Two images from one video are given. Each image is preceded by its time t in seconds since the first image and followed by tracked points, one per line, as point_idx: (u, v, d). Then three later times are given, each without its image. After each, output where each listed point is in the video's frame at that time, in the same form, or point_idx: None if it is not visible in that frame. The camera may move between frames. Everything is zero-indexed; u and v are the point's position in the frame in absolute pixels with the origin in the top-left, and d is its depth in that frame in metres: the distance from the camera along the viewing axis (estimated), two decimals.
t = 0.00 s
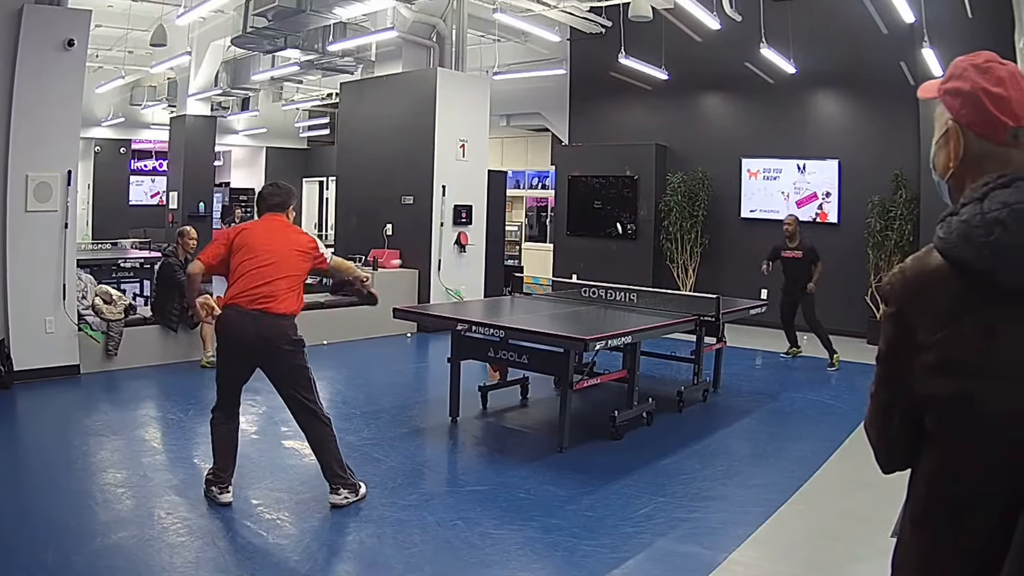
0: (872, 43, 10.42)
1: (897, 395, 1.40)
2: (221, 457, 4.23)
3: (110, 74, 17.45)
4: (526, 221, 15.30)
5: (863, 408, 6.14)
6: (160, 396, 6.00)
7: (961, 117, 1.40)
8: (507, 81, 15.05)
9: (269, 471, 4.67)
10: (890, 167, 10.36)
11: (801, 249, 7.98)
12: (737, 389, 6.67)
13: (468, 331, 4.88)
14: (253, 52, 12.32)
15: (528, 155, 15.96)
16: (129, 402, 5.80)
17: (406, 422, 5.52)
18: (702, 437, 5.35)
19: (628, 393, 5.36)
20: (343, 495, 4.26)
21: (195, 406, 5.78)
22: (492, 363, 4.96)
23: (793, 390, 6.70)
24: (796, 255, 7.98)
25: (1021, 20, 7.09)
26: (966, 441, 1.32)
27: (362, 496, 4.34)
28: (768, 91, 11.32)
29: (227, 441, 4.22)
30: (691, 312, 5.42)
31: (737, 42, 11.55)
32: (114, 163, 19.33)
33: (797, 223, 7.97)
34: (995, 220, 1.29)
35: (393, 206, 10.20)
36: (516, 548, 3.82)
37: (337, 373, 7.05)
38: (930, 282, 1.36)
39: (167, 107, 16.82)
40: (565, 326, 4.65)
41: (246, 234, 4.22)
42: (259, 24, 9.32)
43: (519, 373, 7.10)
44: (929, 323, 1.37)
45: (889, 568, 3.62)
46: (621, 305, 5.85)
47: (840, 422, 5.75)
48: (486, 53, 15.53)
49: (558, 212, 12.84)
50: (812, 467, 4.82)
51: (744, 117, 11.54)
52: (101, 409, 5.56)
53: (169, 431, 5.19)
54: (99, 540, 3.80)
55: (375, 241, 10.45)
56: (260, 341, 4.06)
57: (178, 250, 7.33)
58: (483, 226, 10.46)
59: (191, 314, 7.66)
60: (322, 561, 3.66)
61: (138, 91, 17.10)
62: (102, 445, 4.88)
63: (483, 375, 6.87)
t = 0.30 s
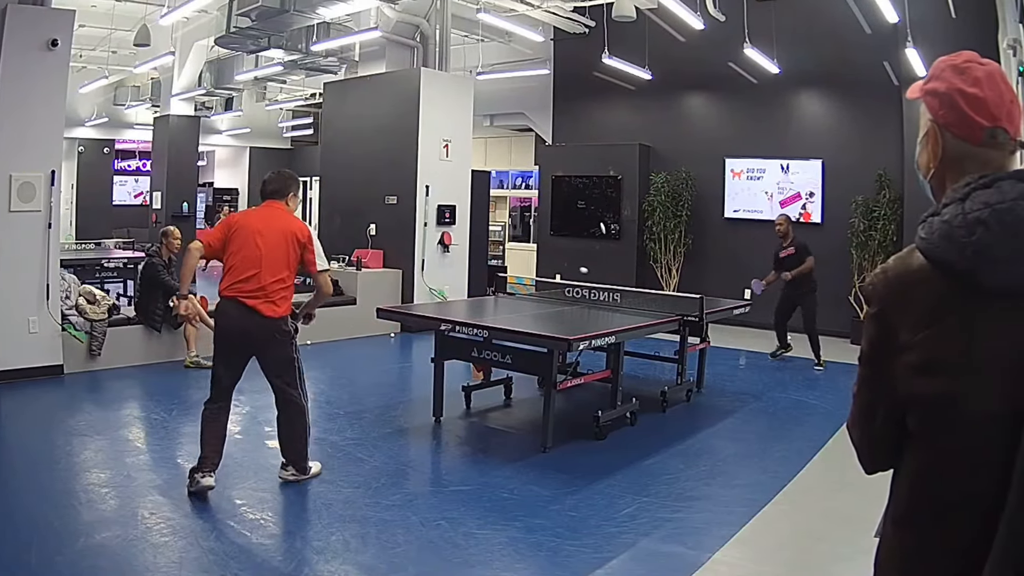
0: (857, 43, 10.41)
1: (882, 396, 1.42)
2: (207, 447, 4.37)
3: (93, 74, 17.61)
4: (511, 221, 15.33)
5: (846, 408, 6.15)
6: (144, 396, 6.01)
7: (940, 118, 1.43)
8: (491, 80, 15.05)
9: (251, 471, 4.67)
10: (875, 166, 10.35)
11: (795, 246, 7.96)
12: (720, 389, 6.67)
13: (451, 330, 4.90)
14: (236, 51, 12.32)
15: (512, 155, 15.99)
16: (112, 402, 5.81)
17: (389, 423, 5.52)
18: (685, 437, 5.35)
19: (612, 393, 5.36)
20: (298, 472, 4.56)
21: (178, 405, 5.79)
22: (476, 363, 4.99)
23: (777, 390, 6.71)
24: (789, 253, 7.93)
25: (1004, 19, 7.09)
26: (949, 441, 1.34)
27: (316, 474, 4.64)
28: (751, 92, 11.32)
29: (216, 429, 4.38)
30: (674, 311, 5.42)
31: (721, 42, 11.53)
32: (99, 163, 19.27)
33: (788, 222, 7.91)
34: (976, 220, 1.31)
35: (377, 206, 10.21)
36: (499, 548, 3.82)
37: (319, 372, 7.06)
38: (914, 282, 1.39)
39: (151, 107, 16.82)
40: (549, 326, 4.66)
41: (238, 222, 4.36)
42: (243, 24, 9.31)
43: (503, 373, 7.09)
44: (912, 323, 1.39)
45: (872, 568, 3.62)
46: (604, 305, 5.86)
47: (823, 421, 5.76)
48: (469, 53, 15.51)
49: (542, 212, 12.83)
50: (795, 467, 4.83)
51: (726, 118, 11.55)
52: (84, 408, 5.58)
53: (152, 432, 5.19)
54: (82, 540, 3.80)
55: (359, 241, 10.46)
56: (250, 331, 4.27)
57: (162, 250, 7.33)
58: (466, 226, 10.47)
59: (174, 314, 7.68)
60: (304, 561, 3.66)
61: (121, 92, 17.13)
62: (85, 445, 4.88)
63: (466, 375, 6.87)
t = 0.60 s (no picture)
0: (867, 33, 10.27)
1: (890, 399, 1.34)
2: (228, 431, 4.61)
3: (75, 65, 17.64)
4: (507, 218, 15.20)
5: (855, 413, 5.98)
6: (126, 400, 5.85)
7: (950, 111, 1.34)
8: (487, 72, 14.87)
9: (236, 480, 4.50)
10: (888, 161, 10.23)
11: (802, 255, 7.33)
12: (725, 393, 6.51)
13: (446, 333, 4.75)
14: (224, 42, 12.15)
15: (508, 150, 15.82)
16: (93, 406, 5.65)
17: (381, 428, 5.36)
18: (686, 443, 5.18)
19: (613, 398, 5.20)
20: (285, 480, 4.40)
21: (161, 410, 5.64)
22: (473, 365, 4.85)
23: (782, 394, 6.54)
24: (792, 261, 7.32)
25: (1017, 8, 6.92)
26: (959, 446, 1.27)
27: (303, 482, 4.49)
28: (758, 83, 11.16)
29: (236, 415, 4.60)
30: (677, 312, 5.28)
31: (725, 32, 11.37)
32: (78, 158, 19.02)
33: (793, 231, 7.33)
34: (992, 216, 1.23)
35: (369, 203, 10.06)
36: (494, 559, 3.65)
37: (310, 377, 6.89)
38: (926, 281, 1.30)
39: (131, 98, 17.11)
40: (547, 328, 4.50)
41: (240, 220, 4.33)
42: (229, 13, 9.14)
43: (499, 377, 6.93)
44: (923, 324, 1.30)
45: None
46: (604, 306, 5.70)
47: (831, 427, 5.59)
48: (463, 43, 15.31)
49: (540, 209, 12.66)
50: (802, 475, 4.66)
51: (733, 108, 11.39)
52: (63, 413, 5.42)
53: (134, 437, 5.04)
54: (61, 550, 3.63)
55: (350, 239, 10.31)
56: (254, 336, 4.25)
57: (145, 248, 7.20)
58: (461, 224, 10.29)
59: (156, 314, 7.50)
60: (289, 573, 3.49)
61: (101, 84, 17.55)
62: (64, 451, 4.72)
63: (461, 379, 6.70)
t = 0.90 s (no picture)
0: (893, 18, 10.06)
1: (918, 404, 1.35)
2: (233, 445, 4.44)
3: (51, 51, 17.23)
4: (511, 214, 15.06)
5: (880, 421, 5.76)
6: (106, 408, 5.63)
7: (980, 101, 1.32)
8: (491, 59, 14.65)
9: (224, 492, 4.27)
10: (915, 153, 10.04)
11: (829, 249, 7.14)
12: (743, 400, 6.28)
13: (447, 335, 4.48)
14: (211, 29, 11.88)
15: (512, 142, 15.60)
16: (71, 414, 5.44)
17: (378, 437, 5.13)
18: (703, 453, 4.95)
19: (623, 405, 4.98)
20: (321, 493, 4.15)
21: (143, 418, 5.43)
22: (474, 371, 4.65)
23: (799, 402, 6.31)
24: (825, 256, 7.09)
25: None
26: (985, 453, 1.28)
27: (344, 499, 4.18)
28: (779, 70, 10.94)
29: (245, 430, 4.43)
30: (691, 313, 5.19)
31: (743, 16, 11.15)
32: (55, 149, 18.72)
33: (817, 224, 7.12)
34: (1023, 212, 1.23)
35: (363, 197, 9.83)
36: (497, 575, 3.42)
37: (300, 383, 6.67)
38: (954, 281, 1.31)
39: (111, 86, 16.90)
40: (553, 330, 4.30)
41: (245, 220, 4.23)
42: None
43: (502, 383, 6.71)
44: (951, 325, 1.31)
45: None
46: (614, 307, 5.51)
47: (855, 436, 5.36)
48: (464, 28, 15.07)
49: (546, 204, 12.41)
50: (823, 486, 4.43)
51: (751, 96, 11.16)
52: (39, 422, 5.21)
53: (114, 447, 4.82)
54: (37, 566, 3.39)
55: (342, 236, 10.10)
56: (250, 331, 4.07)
57: (126, 246, 6.99)
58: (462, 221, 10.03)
59: (139, 316, 7.29)
60: None
61: (81, 72, 17.49)
62: (40, 462, 4.50)
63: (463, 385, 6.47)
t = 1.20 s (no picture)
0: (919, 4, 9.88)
1: (943, 409, 1.35)
2: (240, 442, 4.36)
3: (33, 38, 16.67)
4: (515, 210, 14.88)
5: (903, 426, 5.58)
6: (90, 413, 5.46)
7: (1010, 92, 1.29)
8: (496, 48, 14.46)
9: (215, 502, 4.08)
10: (939, 146, 9.88)
11: (849, 241, 7.22)
12: (758, 405, 6.10)
13: (449, 339, 4.29)
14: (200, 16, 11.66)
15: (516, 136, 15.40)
16: (54, 420, 5.26)
17: (376, 443, 4.96)
18: (716, 462, 4.77)
19: (632, 411, 4.80)
20: (332, 508, 3.95)
21: (129, 424, 5.25)
22: (476, 374, 4.49)
23: (816, 407, 6.14)
24: (845, 248, 7.18)
25: None
26: (1013, 458, 1.29)
27: (351, 512, 3.98)
28: (798, 59, 10.75)
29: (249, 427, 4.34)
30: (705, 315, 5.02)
31: (759, 3, 10.98)
32: (36, 143, 18.51)
33: (844, 214, 7.27)
34: None
35: (362, 193, 9.64)
36: None
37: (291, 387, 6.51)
38: (981, 283, 1.30)
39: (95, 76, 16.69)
40: (557, 332, 4.13)
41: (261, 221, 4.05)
42: None
43: (506, 387, 6.53)
44: (977, 329, 1.31)
45: None
46: (623, 309, 5.33)
47: (875, 443, 5.18)
48: (466, 16, 14.89)
49: (551, 200, 12.19)
50: (845, 496, 4.25)
51: (767, 87, 10.98)
52: (21, 429, 5.04)
53: (99, 454, 4.65)
54: None
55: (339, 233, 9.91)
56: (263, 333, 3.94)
57: (111, 244, 6.81)
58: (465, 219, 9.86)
59: (123, 318, 7.13)
60: None
61: (64, 61, 17.18)
62: (21, 471, 4.33)
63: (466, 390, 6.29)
